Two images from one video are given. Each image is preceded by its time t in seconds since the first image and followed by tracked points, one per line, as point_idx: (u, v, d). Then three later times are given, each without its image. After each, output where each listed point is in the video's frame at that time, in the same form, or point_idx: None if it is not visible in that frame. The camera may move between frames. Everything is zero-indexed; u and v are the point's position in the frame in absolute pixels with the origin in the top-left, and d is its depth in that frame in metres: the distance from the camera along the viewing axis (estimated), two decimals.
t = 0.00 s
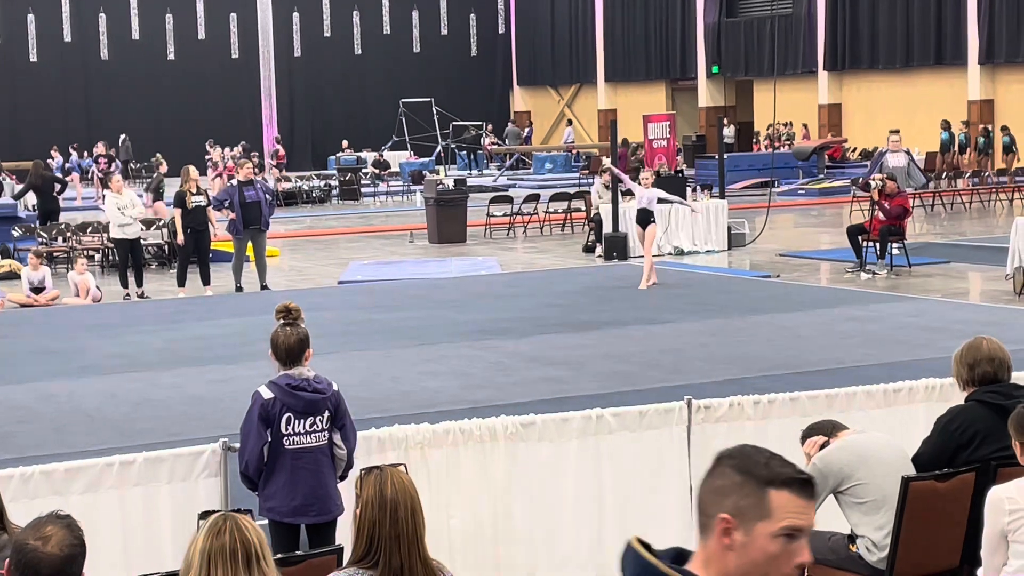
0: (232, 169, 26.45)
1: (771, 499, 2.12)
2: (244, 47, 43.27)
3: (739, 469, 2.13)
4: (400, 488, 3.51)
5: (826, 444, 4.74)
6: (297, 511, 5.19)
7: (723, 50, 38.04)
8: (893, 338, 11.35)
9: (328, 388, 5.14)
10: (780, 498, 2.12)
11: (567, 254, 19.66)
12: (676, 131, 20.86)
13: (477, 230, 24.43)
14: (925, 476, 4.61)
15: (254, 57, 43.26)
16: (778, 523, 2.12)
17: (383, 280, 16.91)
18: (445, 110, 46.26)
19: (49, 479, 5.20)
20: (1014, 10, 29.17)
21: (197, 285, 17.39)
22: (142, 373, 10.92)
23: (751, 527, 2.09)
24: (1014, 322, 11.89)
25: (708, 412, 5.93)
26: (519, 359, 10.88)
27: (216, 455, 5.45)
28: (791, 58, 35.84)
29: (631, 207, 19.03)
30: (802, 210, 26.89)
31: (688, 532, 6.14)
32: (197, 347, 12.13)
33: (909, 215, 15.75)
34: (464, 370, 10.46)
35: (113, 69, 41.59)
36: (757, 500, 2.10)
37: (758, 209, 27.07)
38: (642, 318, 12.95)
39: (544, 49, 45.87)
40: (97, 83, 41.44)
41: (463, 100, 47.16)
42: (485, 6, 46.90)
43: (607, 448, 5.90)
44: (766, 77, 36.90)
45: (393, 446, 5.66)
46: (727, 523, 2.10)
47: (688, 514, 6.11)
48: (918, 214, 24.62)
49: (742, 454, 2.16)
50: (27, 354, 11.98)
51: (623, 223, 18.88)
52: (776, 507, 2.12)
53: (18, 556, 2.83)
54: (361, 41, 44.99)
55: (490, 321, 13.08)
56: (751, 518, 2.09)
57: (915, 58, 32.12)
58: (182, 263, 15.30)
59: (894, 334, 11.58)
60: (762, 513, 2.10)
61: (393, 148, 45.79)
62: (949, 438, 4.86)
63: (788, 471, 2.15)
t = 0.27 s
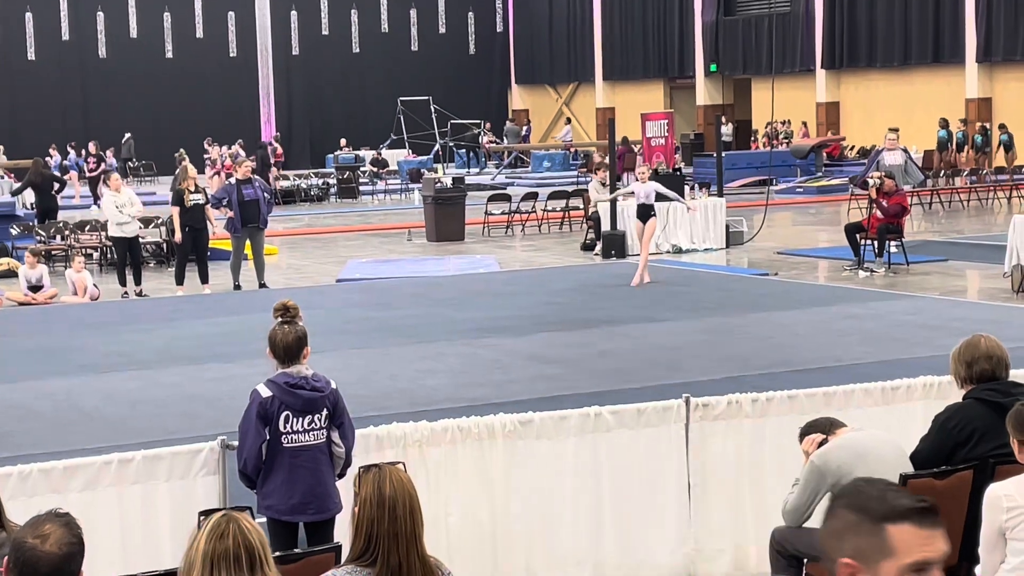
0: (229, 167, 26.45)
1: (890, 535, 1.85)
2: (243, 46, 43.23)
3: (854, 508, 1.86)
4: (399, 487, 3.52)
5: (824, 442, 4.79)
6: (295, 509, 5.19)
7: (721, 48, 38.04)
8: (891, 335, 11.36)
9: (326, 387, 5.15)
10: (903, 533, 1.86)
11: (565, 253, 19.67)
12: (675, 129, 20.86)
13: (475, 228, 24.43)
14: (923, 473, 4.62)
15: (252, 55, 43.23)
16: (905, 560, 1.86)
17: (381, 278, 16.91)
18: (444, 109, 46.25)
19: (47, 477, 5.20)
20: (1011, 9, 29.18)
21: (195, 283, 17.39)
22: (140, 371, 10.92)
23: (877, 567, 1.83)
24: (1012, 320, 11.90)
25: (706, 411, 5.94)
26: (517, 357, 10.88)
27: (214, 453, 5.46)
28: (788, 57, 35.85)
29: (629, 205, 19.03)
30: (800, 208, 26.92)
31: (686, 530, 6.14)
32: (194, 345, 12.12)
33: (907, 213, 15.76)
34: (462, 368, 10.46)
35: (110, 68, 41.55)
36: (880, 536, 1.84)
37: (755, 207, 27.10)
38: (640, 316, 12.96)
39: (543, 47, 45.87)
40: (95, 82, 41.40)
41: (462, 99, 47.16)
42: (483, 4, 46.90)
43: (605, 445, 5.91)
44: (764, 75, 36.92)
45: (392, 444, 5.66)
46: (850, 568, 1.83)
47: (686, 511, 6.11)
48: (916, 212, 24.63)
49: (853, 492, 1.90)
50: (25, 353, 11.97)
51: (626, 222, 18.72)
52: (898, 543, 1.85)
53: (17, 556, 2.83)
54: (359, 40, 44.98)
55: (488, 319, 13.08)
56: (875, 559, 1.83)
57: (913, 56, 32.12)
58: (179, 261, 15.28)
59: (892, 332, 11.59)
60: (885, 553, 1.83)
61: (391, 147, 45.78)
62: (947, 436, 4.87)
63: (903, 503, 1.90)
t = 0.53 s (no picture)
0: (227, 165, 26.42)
1: None
2: (240, 44, 43.19)
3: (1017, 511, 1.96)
4: (398, 485, 3.50)
5: (822, 440, 4.79)
6: (294, 508, 5.19)
7: (719, 46, 38.04)
8: (889, 334, 11.36)
9: (324, 385, 5.15)
10: None
11: (563, 251, 19.66)
12: (673, 127, 20.85)
13: (473, 227, 24.43)
14: (921, 471, 4.60)
15: (250, 53, 43.19)
16: None
17: (379, 276, 16.91)
18: (442, 107, 46.23)
19: (46, 475, 5.20)
20: (1010, 8, 29.17)
21: (193, 281, 17.38)
22: (137, 369, 10.91)
23: None
24: (1010, 318, 11.90)
25: (704, 408, 5.94)
26: (515, 355, 10.88)
27: (212, 451, 5.47)
28: (787, 56, 35.86)
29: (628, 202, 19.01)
30: (798, 206, 26.93)
31: (685, 528, 6.13)
32: (192, 344, 12.12)
33: (905, 212, 15.74)
34: (460, 366, 10.46)
35: (108, 66, 41.53)
36: None
37: (754, 205, 27.10)
38: (639, 315, 12.95)
39: (541, 45, 45.85)
40: (93, 80, 41.38)
41: (460, 97, 47.14)
42: (481, 2, 46.88)
43: (604, 443, 5.91)
44: (762, 73, 36.93)
45: (389, 442, 5.65)
46: None
47: (685, 509, 6.11)
48: (915, 210, 24.63)
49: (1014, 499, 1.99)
50: (22, 351, 11.97)
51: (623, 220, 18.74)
52: None
53: (15, 556, 2.82)
54: (357, 38, 44.96)
55: (486, 317, 13.08)
56: None
57: (912, 55, 32.12)
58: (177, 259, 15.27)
59: (889, 330, 11.59)
60: None
61: (389, 145, 45.75)
62: (946, 434, 4.86)
63: None
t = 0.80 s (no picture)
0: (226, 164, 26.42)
1: None
2: (239, 42, 43.16)
3: None
4: (396, 483, 3.50)
5: (821, 439, 4.79)
6: (292, 506, 5.19)
7: (718, 45, 38.07)
8: (888, 332, 11.36)
9: (323, 383, 5.15)
10: None
11: (562, 249, 19.66)
12: (671, 125, 20.84)
13: (472, 225, 24.42)
14: (920, 470, 4.61)
15: (248, 51, 43.18)
16: None
17: (378, 275, 16.90)
18: (440, 106, 46.22)
19: (44, 474, 5.19)
20: (1008, 7, 29.17)
21: (191, 280, 17.37)
22: (136, 368, 10.91)
23: None
24: (1008, 317, 11.90)
25: (703, 407, 5.94)
26: (513, 354, 10.87)
27: (211, 450, 5.47)
28: (785, 55, 35.88)
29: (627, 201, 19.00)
30: (797, 205, 26.94)
31: (683, 527, 6.13)
32: (191, 342, 12.11)
33: (904, 210, 15.74)
34: (459, 365, 10.46)
35: (106, 64, 41.52)
36: None
37: (753, 204, 27.10)
38: (637, 314, 12.95)
39: (539, 43, 45.86)
40: (91, 78, 41.37)
41: (458, 95, 47.13)
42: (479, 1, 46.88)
43: (602, 442, 5.92)
44: (761, 72, 36.93)
45: (388, 441, 5.65)
46: None
47: (684, 508, 6.11)
48: (913, 208, 24.63)
49: None
50: (20, 349, 11.96)
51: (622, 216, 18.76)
52: None
53: (19, 554, 2.83)
54: (356, 36, 44.94)
55: (484, 316, 13.07)
56: None
57: (910, 53, 32.14)
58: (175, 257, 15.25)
59: (888, 329, 11.59)
60: None
61: (388, 143, 45.76)
62: (944, 433, 4.87)
63: None
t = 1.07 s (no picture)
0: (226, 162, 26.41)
1: None
2: (239, 41, 43.13)
3: None
4: (396, 482, 3.50)
5: (821, 438, 4.79)
6: (292, 505, 5.19)
7: (718, 44, 38.07)
8: (887, 331, 11.37)
9: (323, 382, 5.15)
10: None
11: (562, 248, 19.66)
12: (671, 124, 20.83)
13: (472, 224, 24.41)
14: (920, 470, 4.60)
15: (248, 50, 43.18)
16: None
17: (378, 274, 16.90)
18: (440, 105, 46.21)
19: (44, 473, 5.20)
20: (1008, 6, 29.17)
21: (191, 279, 17.36)
22: (136, 367, 10.90)
23: None
24: (1008, 316, 11.91)
25: (702, 407, 5.94)
26: (513, 353, 10.87)
27: (211, 449, 5.47)
28: (785, 54, 35.90)
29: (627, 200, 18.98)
30: (797, 204, 26.95)
31: (682, 526, 6.13)
32: (191, 341, 12.11)
33: (904, 208, 15.75)
34: (458, 364, 10.46)
35: (106, 63, 41.51)
36: None
37: (752, 203, 27.11)
38: (637, 313, 12.95)
39: (539, 42, 45.85)
40: (91, 76, 41.35)
41: (458, 94, 47.12)
42: None
43: (602, 441, 5.92)
44: (761, 71, 36.92)
45: (388, 440, 5.65)
46: None
47: (683, 507, 6.11)
48: (913, 207, 24.63)
49: None
50: (20, 348, 11.96)
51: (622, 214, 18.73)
52: None
53: (28, 553, 2.85)
54: (356, 35, 44.92)
55: (484, 315, 13.08)
56: None
57: (910, 53, 32.14)
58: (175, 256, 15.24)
59: (887, 328, 11.59)
60: None
61: (388, 142, 45.73)
62: (944, 432, 4.87)
63: None
